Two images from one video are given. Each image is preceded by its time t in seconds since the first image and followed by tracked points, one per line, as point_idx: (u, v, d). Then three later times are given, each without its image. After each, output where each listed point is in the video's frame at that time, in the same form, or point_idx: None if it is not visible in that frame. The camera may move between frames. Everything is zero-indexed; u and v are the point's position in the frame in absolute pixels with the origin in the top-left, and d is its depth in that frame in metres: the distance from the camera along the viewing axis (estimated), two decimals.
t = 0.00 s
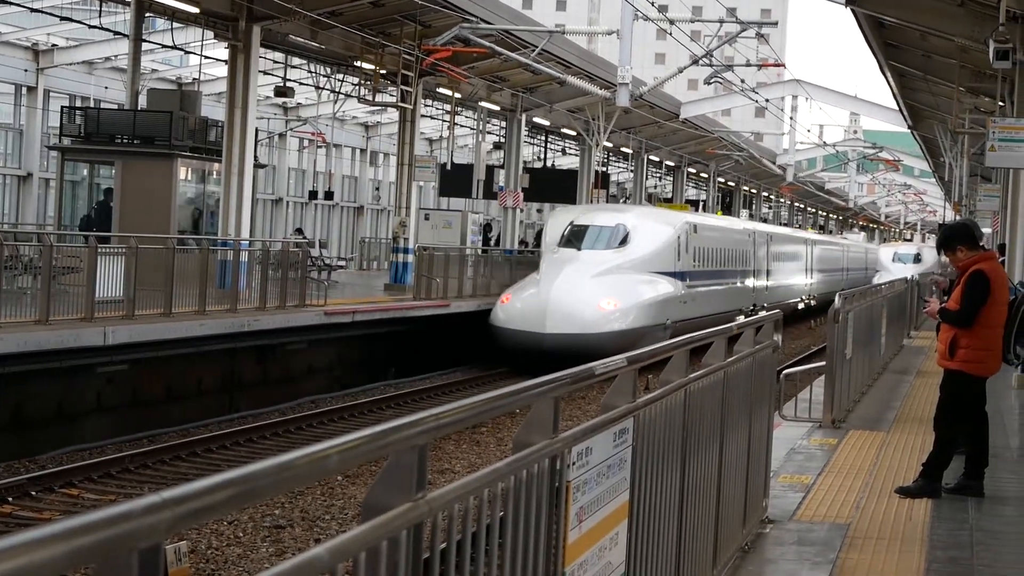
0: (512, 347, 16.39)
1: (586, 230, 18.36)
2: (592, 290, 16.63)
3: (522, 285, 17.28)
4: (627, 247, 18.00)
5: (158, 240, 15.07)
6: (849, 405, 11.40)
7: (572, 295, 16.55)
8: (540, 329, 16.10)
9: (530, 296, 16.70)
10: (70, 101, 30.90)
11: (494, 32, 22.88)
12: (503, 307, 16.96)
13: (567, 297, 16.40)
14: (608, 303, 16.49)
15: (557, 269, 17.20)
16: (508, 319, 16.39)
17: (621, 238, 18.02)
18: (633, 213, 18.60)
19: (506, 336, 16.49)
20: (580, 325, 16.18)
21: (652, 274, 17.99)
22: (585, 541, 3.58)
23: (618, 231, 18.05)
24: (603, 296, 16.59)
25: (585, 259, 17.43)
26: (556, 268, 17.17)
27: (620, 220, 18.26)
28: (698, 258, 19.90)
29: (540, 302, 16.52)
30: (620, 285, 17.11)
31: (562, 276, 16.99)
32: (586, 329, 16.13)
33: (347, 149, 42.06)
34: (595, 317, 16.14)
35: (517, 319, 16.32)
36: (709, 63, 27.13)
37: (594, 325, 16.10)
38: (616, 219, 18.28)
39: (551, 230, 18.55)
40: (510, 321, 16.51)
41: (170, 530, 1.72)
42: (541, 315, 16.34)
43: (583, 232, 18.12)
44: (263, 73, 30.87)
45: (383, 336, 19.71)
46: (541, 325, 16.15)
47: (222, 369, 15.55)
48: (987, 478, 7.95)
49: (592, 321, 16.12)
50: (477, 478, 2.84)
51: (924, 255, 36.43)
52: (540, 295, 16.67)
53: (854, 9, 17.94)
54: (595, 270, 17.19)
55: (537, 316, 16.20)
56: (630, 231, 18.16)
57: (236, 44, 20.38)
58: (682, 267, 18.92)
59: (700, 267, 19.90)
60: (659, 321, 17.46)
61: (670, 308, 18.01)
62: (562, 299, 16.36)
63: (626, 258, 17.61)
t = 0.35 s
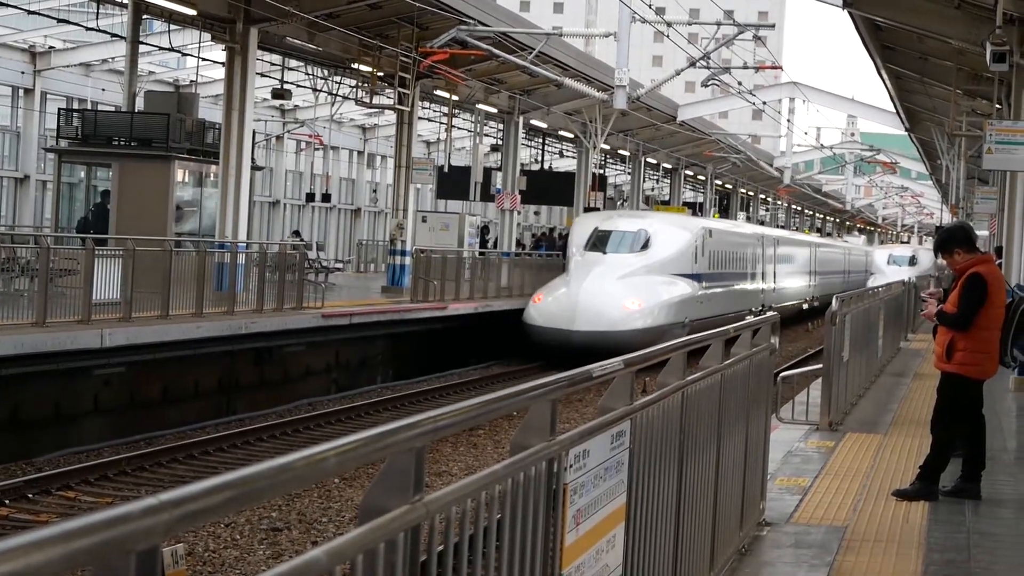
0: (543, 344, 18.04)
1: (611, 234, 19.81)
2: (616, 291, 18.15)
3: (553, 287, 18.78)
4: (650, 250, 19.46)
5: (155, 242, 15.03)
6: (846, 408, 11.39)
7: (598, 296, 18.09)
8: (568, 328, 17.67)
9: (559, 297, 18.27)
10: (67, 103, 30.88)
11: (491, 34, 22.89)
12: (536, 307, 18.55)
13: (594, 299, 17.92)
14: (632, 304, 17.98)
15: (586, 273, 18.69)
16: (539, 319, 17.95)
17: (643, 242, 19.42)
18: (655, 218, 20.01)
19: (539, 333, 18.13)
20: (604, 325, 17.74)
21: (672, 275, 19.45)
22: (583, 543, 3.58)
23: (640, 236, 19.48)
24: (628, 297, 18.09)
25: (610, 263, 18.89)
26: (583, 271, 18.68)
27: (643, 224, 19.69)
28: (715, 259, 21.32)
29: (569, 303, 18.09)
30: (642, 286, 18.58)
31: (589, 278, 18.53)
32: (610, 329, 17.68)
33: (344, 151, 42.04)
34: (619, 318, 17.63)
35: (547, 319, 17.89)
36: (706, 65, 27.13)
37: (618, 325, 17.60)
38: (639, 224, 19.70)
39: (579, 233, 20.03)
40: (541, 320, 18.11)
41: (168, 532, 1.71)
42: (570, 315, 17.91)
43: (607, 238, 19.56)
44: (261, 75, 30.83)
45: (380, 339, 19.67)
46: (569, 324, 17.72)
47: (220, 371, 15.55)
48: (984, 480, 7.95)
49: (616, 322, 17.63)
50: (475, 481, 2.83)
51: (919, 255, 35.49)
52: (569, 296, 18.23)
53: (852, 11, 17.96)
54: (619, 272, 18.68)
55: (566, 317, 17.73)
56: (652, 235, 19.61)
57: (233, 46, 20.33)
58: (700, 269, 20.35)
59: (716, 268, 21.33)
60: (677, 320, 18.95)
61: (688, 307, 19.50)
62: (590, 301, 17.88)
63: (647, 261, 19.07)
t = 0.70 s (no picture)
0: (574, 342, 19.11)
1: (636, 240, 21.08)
2: (645, 292, 19.38)
3: (583, 289, 19.97)
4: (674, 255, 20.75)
5: (156, 245, 15.02)
6: (848, 412, 11.39)
7: (628, 297, 19.32)
8: (601, 325, 18.82)
9: (591, 297, 19.43)
10: (70, 105, 30.89)
11: (494, 38, 22.91)
12: (569, 306, 19.74)
13: (624, 300, 19.14)
14: (659, 305, 19.21)
15: (614, 276, 19.91)
16: (574, 317, 19.10)
17: (667, 248, 20.70)
18: (678, 226, 21.30)
19: (570, 332, 19.27)
20: (634, 323, 18.95)
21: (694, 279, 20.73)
22: (585, 547, 3.57)
23: (664, 242, 20.75)
24: (655, 298, 19.33)
25: (636, 267, 20.13)
26: (613, 273, 19.92)
27: (666, 231, 20.97)
28: (731, 264, 22.66)
29: (601, 303, 19.30)
30: (667, 288, 19.83)
31: (619, 279, 19.76)
32: (639, 326, 18.87)
33: (346, 154, 42.05)
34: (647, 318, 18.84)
35: (580, 317, 19.04)
36: (708, 69, 27.13)
37: (647, 324, 18.82)
38: (663, 231, 20.97)
39: (606, 239, 21.27)
40: (575, 318, 19.27)
41: (171, 535, 1.71)
42: (602, 313, 19.10)
43: (633, 243, 20.79)
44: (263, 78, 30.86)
45: (382, 342, 19.65)
46: (602, 321, 18.88)
47: (222, 374, 15.55)
48: (986, 485, 7.94)
49: (646, 320, 18.85)
50: (478, 484, 2.83)
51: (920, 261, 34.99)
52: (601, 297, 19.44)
53: (854, 16, 17.94)
54: (646, 275, 19.93)
55: (599, 316, 18.92)
56: (676, 240, 20.90)
57: (236, 49, 20.34)
58: (719, 273, 21.66)
59: (733, 273, 22.69)
60: (699, 320, 20.20)
61: (708, 309, 20.78)
62: (621, 302, 19.09)
63: (672, 265, 20.35)
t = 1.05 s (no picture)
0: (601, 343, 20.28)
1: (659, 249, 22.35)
2: (670, 297, 20.65)
3: (611, 294, 21.23)
4: (694, 262, 22.04)
5: (159, 250, 15.03)
6: (850, 419, 11.36)
7: (653, 301, 20.58)
8: (628, 328, 20.05)
9: (619, 301, 20.69)
10: (73, 110, 30.90)
11: (496, 44, 22.96)
12: (597, 311, 21.01)
13: (649, 303, 20.41)
14: (682, 308, 20.49)
15: (641, 281, 21.21)
16: (602, 319, 20.33)
17: (689, 256, 22.02)
18: (697, 235, 22.61)
19: (599, 333, 20.51)
20: (659, 325, 20.20)
21: (712, 285, 22.00)
22: (586, 553, 3.57)
23: (686, 250, 22.07)
24: (678, 302, 20.61)
25: (660, 273, 21.41)
26: (638, 279, 21.19)
27: (687, 241, 22.26)
28: (746, 271, 23.99)
29: (628, 307, 20.56)
30: (688, 294, 21.10)
31: (644, 285, 21.03)
32: (664, 328, 20.11)
33: (349, 159, 42.09)
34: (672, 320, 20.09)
35: (609, 319, 20.29)
36: (710, 76, 27.16)
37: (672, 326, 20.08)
38: (684, 240, 22.26)
39: (630, 248, 22.55)
40: (604, 321, 20.53)
41: (173, 539, 1.72)
42: (629, 317, 20.36)
43: (656, 252, 22.09)
44: (266, 83, 30.90)
45: (384, 348, 19.62)
46: (629, 324, 20.13)
47: (223, 379, 15.55)
48: (987, 492, 7.93)
49: (671, 322, 20.12)
50: (480, 489, 2.83)
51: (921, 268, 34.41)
52: (627, 301, 20.71)
53: (857, 23, 17.94)
54: (669, 281, 21.20)
55: (627, 318, 20.19)
56: (696, 249, 22.18)
57: (239, 54, 20.39)
58: (735, 280, 22.99)
59: (747, 280, 24.03)
60: (718, 323, 21.48)
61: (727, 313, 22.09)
62: (647, 305, 20.36)
63: (693, 272, 21.63)
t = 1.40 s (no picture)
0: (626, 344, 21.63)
1: (678, 256, 23.76)
2: (689, 300, 22.05)
3: (634, 298, 22.68)
4: (711, 268, 23.45)
5: (159, 254, 15.03)
6: (850, 423, 11.36)
7: (674, 304, 21.99)
8: (651, 329, 21.51)
9: (642, 305, 22.14)
10: (73, 114, 30.90)
11: (496, 48, 22.97)
12: (621, 313, 22.47)
13: (670, 306, 21.84)
14: (701, 311, 21.91)
15: (662, 286, 22.66)
16: (626, 321, 21.75)
17: (706, 262, 23.46)
18: (714, 242, 24.05)
19: (623, 335, 21.92)
20: (679, 326, 21.60)
21: (729, 289, 23.38)
22: (586, 557, 3.57)
23: (703, 256, 23.50)
24: (697, 305, 22.05)
25: (680, 279, 22.83)
26: (659, 284, 22.62)
27: (705, 247, 23.68)
28: (760, 276, 25.44)
29: (650, 309, 21.99)
30: (707, 297, 22.53)
31: (664, 290, 22.46)
32: (685, 330, 21.53)
33: (349, 164, 42.10)
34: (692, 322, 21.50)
35: (633, 321, 21.74)
36: (711, 80, 27.17)
37: (692, 327, 21.50)
38: (701, 247, 23.70)
39: (651, 254, 24.01)
40: (629, 322, 21.99)
41: (173, 544, 1.71)
42: (651, 318, 21.78)
43: (675, 258, 23.54)
44: (266, 88, 30.91)
45: (383, 352, 19.61)
46: (651, 325, 21.55)
47: (223, 384, 15.56)
48: (987, 497, 7.93)
49: (691, 324, 21.54)
50: (481, 493, 2.83)
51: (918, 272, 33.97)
52: (649, 304, 22.14)
53: (856, 29, 18.04)
54: (688, 286, 22.62)
55: (650, 321, 21.62)
56: (713, 256, 23.59)
57: (239, 58, 20.40)
58: (751, 284, 24.40)
59: (761, 284, 25.49)
60: (735, 325, 22.91)
61: (743, 315, 23.51)
62: (668, 309, 21.79)
63: (710, 277, 23.01)
